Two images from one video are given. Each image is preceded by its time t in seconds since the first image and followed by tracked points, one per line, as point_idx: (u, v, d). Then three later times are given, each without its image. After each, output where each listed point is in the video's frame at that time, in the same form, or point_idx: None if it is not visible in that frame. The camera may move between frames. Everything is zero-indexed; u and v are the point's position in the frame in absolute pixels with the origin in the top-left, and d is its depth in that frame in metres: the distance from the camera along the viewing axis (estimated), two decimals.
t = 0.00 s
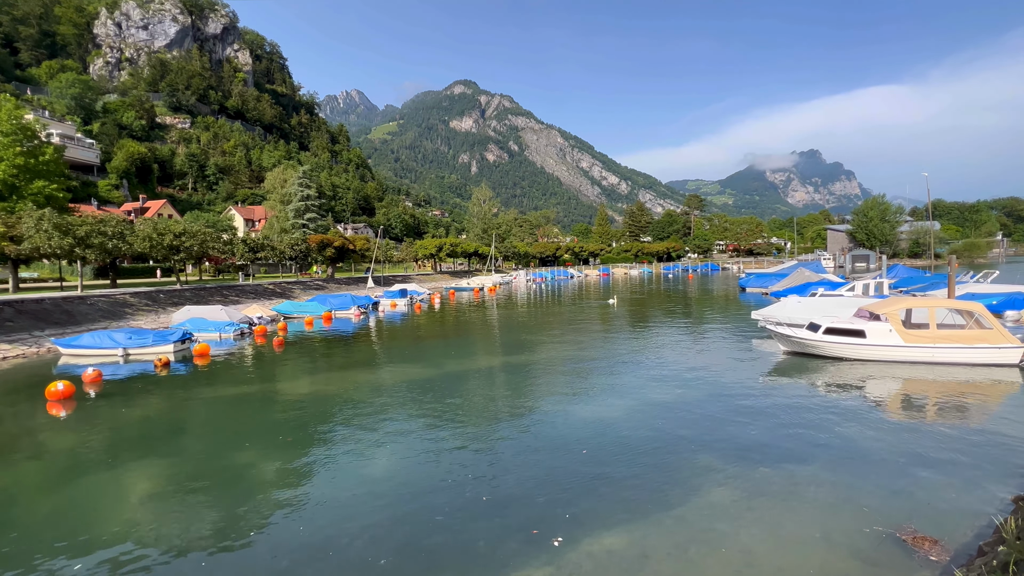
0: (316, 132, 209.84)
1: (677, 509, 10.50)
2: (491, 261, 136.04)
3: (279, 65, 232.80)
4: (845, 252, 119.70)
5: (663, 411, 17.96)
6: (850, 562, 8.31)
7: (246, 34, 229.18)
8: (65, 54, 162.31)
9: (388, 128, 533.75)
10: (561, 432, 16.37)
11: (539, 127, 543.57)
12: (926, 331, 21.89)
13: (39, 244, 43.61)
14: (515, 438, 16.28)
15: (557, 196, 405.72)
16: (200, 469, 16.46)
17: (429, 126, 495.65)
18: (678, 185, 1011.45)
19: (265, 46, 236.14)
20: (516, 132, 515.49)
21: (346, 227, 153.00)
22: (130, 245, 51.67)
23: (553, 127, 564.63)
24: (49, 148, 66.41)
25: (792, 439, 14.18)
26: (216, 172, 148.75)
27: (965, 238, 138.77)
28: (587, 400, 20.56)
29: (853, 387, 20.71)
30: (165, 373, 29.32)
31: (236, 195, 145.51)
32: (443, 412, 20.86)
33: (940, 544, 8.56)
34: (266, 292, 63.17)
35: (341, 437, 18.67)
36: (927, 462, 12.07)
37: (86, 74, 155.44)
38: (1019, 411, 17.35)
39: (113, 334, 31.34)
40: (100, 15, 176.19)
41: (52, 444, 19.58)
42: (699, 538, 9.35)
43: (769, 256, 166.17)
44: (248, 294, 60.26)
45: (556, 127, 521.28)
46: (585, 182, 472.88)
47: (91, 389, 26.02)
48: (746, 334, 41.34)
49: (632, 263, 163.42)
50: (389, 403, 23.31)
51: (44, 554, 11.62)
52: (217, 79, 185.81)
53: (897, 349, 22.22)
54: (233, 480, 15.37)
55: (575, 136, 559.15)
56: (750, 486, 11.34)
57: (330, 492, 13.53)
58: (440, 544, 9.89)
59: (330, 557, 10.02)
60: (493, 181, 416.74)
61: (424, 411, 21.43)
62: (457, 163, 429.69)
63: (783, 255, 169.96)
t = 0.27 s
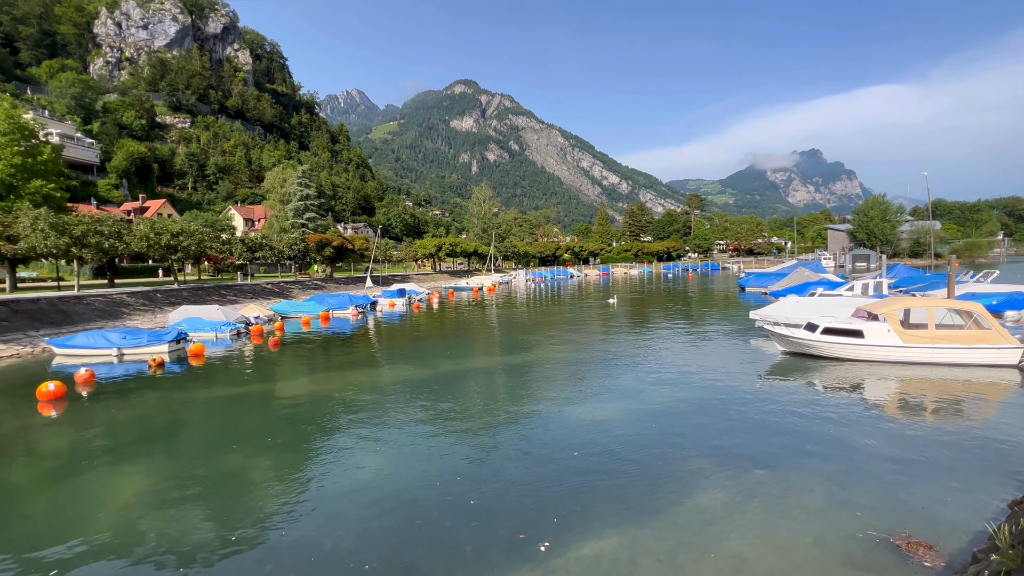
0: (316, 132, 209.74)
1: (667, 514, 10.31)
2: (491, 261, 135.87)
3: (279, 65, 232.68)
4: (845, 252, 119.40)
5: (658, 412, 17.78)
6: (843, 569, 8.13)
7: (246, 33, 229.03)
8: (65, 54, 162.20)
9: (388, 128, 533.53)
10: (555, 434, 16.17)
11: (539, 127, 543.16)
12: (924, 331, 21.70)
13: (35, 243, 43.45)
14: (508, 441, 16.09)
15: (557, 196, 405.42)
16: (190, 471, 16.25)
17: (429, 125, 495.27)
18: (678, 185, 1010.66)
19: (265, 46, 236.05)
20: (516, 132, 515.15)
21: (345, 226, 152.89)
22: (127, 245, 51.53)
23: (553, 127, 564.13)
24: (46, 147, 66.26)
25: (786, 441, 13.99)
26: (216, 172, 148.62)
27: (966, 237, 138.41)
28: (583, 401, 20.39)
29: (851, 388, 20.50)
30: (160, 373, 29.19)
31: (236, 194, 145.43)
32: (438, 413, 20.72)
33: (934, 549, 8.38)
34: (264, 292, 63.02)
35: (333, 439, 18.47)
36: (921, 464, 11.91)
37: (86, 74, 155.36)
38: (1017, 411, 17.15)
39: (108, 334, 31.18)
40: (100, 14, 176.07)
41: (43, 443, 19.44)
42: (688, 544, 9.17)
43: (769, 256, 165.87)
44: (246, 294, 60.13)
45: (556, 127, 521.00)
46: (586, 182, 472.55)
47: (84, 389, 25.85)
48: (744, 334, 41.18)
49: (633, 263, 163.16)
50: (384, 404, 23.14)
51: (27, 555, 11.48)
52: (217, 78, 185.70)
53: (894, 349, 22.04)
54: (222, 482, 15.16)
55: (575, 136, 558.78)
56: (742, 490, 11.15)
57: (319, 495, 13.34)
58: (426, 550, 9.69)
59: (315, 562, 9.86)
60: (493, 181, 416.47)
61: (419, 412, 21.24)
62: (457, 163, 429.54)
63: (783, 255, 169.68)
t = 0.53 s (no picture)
0: (317, 132, 209.66)
1: (657, 518, 10.15)
2: (490, 261, 135.71)
3: (279, 65, 232.56)
4: (846, 252, 119.22)
5: (653, 414, 17.60)
6: None
7: (246, 33, 228.94)
8: (65, 54, 162.20)
9: (389, 127, 533.32)
10: (547, 436, 15.99)
11: (540, 126, 542.73)
12: (923, 331, 21.52)
13: (31, 243, 43.30)
14: (500, 443, 15.92)
15: (558, 196, 405.30)
16: (179, 472, 16.06)
17: (430, 125, 495.01)
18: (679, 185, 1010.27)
19: (265, 46, 235.82)
20: (517, 132, 515.00)
21: (345, 226, 152.80)
22: (124, 244, 51.37)
23: (553, 126, 563.83)
24: (44, 147, 66.10)
25: (780, 443, 13.82)
26: (216, 171, 148.56)
27: (966, 237, 138.21)
28: (578, 402, 20.20)
29: (848, 388, 20.31)
30: (154, 373, 29.05)
31: (235, 194, 145.43)
32: (432, 415, 20.54)
33: (926, 556, 8.21)
34: (262, 291, 62.89)
35: (325, 441, 18.26)
36: (917, 467, 11.73)
37: (86, 74, 155.31)
38: (1016, 413, 16.98)
39: (101, 334, 31.04)
40: (100, 14, 175.95)
41: (34, 443, 19.32)
42: (677, 549, 9.02)
43: (769, 256, 165.60)
44: (244, 294, 59.96)
45: (557, 126, 520.34)
46: (586, 181, 472.23)
47: (76, 390, 25.67)
48: (743, 335, 40.98)
49: (633, 262, 162.98)
50: (379, 405, 22.94)
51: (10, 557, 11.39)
52: (217, 78, 185.61)
53: (893, 350, 21.84)
54: (210, 484, 14.95)
55: (575, 135, 558.29)
56: (733, 493, 11.00)
57: (307, 498, 13.14)
58: (411, 555, 9.54)
59: (300, 567, 9.73)
60: (494, 180, 416.35)
61: (413, 413, 21.06)
62: (458, 162, 429.20)
63: (784, 254, 169.43)
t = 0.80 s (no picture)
0: (317, 131, 209.50)
1: (647, 523, 9.97)
2: (490, 261, 135.47)
3: (279, 64, 232.37)
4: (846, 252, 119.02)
5: (647, 415, 17.42)
6: None
7: (246, 33, 228.74)
8: (65, 53, 162.11)
9: (389, 127, 532.90)
10: (540, 438, 15.82)
11: (540, 126, 542.57)
12: (921, 332, 21.32)
13: (27, 242, 43.09)
14: (491, 445, 15.73)
15: (558, 195, 405.06)
16: (167, 473, 15.87)
17: (430, 124, 494.42)
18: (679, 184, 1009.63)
19: (265, 45, 235.52)
20: (517, 131, 514.52)
21: (345, 226, 152.62)
22: (121, 244, 51.19)
23: (554, 126, 563.68)
24: (41, 146, 65.91)
25: (775, 445, 13.65)
26: (215, 171, 148.42)
27: (967, 237, 138.05)
28: (573, 403, 20.01)
29: (845, 388, 20.14)
30: (148, 373, 28.87)
31: (235, 194, 145.35)
32: (426, 416, 20.37)
33: (920, 563, 8.02)
34: (260, 291, 62.70)
35: (316, 442, 18.08)
36: (912, 470, 11.54)
37: (86, 73, 155.14)
38: (1015, 414, 16.80)
39: (95, 334, 30.85)
40: (100, 13, 175.82)
41: (24, 444, 19.14)
42: (666, 555, 8.83)
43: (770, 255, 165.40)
44: (242, 294, 59.78)
45: (557, 126, 520.22)
46: (586, 181, 472.01)
47: (68, 390, 25.50)
48: (742, 335, 40.77)
49: (633, 262, 162.73)
50: (372, 405, 22.74)
51: None
52: (217, 77, 185.40)
53: (891, 351, 21.64)
54: (197, 486, 14.74)
55: (576, 135, 558.05)
56: (725, 497, 10.82)
57: (294, 501, 12.97)
58: (395, 561, 9.33)
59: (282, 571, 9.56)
60: (494, 180, 416.16)
61: (407, 414, 20.85)
62: (458, 162, 428.93)
63: (784, 254, 169.17)
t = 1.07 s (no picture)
0: (316, 131, 209.33)
1: (637, 528, 9.77)
2: (489, 261, 135.28)
3: (279, 64, 232.16)
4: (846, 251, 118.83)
5: (642, 416, 17.17)
6: None
7: (246, 32, 228.50)
8: (65, 53, 161.97)
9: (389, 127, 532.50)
10: (532, 440, 15.60)
11: (540, 126, 542.14)
12: (918, 333, 21.12)
13: (22, 242, 42.90)
14: (482, 447, 15.51)
15: (558, 195, 404.89)
16: (149, 477, 15.56)
17: (430, 124, 493.96)
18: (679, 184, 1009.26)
19: (265, 45, 235.04)
20: (518, 131, 514.24)
21: (344, 225, 152.43)
22: (117, 244, 51.00)
23: (554, 126, 563.45)
24: (38, 146, 65.70)
25: (768, 448, 13.43)
26: (215, 171, 148.26)
27: (967, 236, 137.94)
28: (568, 405, 19.85)
29: (843, 390, 19.91)
30: (141, 374, 28.65)
31: (234, 193, 145.24)
32: (420, 417, 20.19)
33: (912, 571, 7.84)
34: (258, 291, 62.51)
35: (305, 445, 17.82)
36: (907, 474, 11.35)
37: (85, 73, 154.92)
38: (1012, 415, 16.62)
39: (89, 334, 30.67)
40: (99, 13, 175.53)
41: (12, 445, 18.95)
42: (654, 562, 8.63)
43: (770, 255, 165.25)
44: (239, 294, 59.60)
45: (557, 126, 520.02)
46: (586, 181, 471.69)
47: (60, 391, 25.33)
48: (740, 335, 40.58)
49: (632, 262, 162.53)
50: (366, 407, 22.59)
51: None
52: (216, 77, 185.18)
53: (888, 352, 21.44)
54: (182, 489, 14.47)
55: (576, 135, 557.05)
56: (717, 502, 10.63)
57: (280, 506, 12.76)
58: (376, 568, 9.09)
59: None
60: (494, 179, 415.99)
61: (401, 416, 20.65)
62: (458, 161, 428.52)
63: (784, 254, 168.90)
